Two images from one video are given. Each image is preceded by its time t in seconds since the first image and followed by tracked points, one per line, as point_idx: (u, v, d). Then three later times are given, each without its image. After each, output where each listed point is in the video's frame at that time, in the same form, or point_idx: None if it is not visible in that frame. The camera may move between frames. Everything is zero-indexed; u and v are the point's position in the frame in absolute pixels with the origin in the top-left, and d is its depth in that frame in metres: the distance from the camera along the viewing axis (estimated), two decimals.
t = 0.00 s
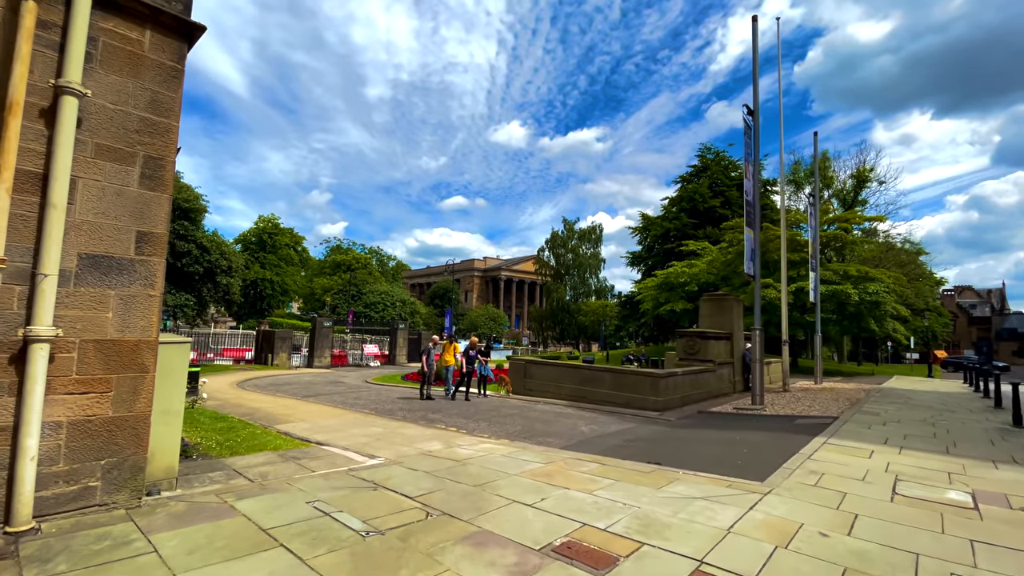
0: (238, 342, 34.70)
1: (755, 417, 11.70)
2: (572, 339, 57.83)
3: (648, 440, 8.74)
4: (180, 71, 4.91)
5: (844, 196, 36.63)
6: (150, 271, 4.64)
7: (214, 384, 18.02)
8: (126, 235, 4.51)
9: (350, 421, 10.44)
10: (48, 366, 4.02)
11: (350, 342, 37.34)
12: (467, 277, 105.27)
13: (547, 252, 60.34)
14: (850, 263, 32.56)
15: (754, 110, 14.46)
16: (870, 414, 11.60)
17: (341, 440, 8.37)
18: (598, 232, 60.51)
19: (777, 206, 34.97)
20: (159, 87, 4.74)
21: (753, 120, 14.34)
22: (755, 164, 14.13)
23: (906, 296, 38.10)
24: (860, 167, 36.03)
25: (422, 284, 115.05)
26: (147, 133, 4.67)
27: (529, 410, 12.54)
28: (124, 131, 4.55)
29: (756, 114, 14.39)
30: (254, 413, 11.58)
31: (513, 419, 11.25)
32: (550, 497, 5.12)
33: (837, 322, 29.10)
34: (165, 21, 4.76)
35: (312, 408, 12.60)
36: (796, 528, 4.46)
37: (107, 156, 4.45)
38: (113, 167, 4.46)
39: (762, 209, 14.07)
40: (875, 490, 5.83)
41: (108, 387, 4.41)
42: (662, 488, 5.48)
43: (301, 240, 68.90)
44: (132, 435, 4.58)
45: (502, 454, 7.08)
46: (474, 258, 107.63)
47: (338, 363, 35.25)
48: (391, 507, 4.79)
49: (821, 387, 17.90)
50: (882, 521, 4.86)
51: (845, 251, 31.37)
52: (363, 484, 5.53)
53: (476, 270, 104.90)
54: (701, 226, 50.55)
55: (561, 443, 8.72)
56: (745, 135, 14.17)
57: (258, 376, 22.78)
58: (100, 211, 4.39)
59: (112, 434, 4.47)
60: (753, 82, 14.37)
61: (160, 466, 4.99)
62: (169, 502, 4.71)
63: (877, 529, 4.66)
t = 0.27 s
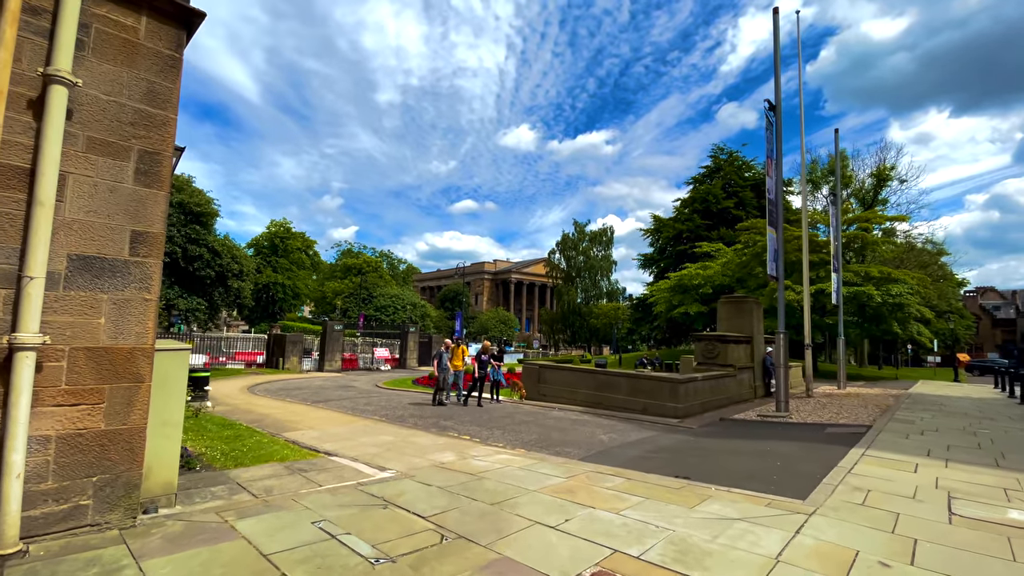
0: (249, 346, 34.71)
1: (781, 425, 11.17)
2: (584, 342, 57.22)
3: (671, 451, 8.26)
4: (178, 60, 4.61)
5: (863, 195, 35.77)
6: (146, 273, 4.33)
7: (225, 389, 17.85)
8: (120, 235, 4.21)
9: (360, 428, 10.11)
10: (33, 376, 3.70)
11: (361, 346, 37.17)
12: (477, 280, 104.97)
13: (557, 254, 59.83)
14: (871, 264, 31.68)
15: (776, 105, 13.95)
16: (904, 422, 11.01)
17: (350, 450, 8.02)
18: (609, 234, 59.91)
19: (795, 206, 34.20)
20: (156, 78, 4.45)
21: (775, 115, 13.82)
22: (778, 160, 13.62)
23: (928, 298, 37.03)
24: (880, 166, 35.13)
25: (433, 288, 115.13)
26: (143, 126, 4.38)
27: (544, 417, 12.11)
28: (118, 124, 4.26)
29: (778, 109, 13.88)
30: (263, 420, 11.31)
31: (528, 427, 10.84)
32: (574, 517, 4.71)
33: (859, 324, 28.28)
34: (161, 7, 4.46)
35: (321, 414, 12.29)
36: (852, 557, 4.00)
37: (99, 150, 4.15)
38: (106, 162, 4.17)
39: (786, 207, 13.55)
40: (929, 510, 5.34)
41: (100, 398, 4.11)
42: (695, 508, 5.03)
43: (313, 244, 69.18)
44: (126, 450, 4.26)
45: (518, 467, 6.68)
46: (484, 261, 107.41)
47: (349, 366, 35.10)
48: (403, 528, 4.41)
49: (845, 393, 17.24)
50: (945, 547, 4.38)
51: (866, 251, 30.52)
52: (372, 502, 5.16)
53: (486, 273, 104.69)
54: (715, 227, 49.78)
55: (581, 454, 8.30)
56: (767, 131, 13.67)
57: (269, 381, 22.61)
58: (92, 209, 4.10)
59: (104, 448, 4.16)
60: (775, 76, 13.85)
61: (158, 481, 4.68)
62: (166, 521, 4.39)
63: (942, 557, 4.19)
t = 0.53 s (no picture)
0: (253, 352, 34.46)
1: (800, 436, 10.73)
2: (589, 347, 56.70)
3: (689, 465, 7.85)
4: (166, 49, 4.29)
5: (873, 198, 35.28)
6: (129, 278, 3.99)
7: (226, 396, 17.54)
8: (100, 237, 3.88)
9: (362, 439, 9.75)
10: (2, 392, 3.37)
11: (364, 352, 36.86)
12: (481, 285, 104.66)
13: (562, 259, 59.47)
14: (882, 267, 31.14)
15: (789, 104, 13.59)
16: (930, 433, 10.54)
17: (352, 464, 7.65)
18: (614, 239, 59.52)
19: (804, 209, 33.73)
20: (141, 68, 4.13)
21: (789, 115, 13.46)
22: (793, 161, 13.25)
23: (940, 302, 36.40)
24: (890, 168, 34.65)
25: (437, 293, 114.92)
26: (127, 119, 4.06)
27: (553, 427, 11.71)
28: (99, 117, 3.94)
29: (792, 108, 13.52)
30: (263, 430, 10.96)
31: (537, 438, 10.44)
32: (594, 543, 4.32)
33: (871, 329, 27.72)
34: None
35: (323, 423, 11.92)
36: None
37: (79, 145, 3.83)
38: (86, 158, 3.84)
39: (800, 209, 13.17)
40: (977, 535, 4.92)
41: (77, 415, 3.76)
42: (724, 533, 4.63)
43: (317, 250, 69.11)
44: (105, 472, 3.91)
45: (529, 484, 6.29)
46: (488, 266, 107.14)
47: (353, 372, 34.77)
48: (407, 557, 4.03)
49: (862, 401, 16.73)
50: None
51: (877, 254, 29.98)
52: (375, 524, 4.79)
53: (490, 278, 104.41)
54: (721, 231, 49.35)
55: (594, 468, 7.89)
56: (780, 131, 13.31)
57: (272, 387, 22.31)
58: (70, 209, 3.77)
59: (82, 470, 3.81)
60: (788, 75, 13.51)
61: (141, 504, 4.33)
62: (150, 549, 4.03)
63: None
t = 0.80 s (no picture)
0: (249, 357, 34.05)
1: (812, 445, 10.33)
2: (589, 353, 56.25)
3: (700, 477, 7.44)
4: (139, 25, 3.93)
5: (875, 203, 35.00)
6: (96, 276, 3.62)
7: (219, 403, 17.10)
8: (62, 229, 3.51)
9: (357, 449, 9.33)
10: None
11: (363, 357, 36.43)
12: (480, 290, 104.27)
13: (562, 264, 59.13)
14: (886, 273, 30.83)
15: (797, 104, 13.29)
16: (947, 441, 10.16)
17: (345, 477, 7.22)
18: (614, 244, 59.22)
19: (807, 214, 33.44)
20: (110, 45, 3.78)
21: (796, 116, 13.15)
22: (801, 163, 12.93)
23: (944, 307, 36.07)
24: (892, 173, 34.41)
25: (436, 298, 114.56)
26: (94, 101, 3.71)
27: (556, 436, 11.31)
28: (62, 98, 3.59)
29: (800, 109, 13.23)
30: (255, 439, 10.53)
31: (539, 448, 10.03)
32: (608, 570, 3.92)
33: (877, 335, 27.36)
34: None
35: (317, 432, 11.50)
36: None
37: (37, 128, 3.47)
38: (46, 142, 3.49)
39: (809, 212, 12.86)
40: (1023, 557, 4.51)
41: (34, 428, 3.37)
42: (749, 556, 4.22)
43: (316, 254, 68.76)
44: (64, 492, 3.49)
45: (533, 500, 5.88)
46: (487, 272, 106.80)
47: (350, 378, 34.30)
48: None
49: (871, 409, 16.35)
50: None
51: (881, 259, 29.65)
52: (366, 548, 4.37)
53: (489, 283, 103.99)
54: (722, 236, 49.11)
55: (600, 481, 7.49)
56: (788, 132, 13.01)
57: (267, 393, 21.87)
58: (29, 199, 3.41)
59: (38, 490, 3.40)
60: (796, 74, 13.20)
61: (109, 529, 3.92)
62: None
63: None
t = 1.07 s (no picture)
0: (241, 363, 33.47)
1: (823, 455, 9.94)
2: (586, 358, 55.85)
3: (711, 493, 7.03)
4: None
5: (873, 208, 34.88)
6: (43, 279, 3.21)
7: (208, 411, 16.55)
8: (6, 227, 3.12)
9: (348, 463, 8.86)
10: None
11: (357, 363, 35.89)
12: (476, 295, 103.77)
13: (558, 269, 58.80)
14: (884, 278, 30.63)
15: (801, 105, 13.01)
16: (962, 451, 9.79)
17: (334, 495, 6.76)
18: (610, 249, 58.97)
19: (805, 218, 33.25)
20: (69, 19, 3.38)
21: (801, 116, 12.86)
22: (806, 165, 12.64)
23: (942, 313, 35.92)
24: (890, 178, 34.34)
25: (432, 302, 114.03)
26: (48, 81, 3.31)
27: (556, 446, 10.86)
28: (12, 78, 3.19)
29: (804, 109, 12.95)
30: (241, 451, 10.04)
31: (539, 459, 9.59)
32: None
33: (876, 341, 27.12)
34: None
35: (307, 443, 11.01)
36: None
37: None
38: None
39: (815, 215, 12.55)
40: None
41: None
42: None
43: (310, 259, 68.15)
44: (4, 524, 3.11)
45: (536, 522, 5.45)
46: (483, 276, 106.34)
47: (344, 385, 33.72)
48: None
49: (876, 416, 16.00)
50: None
51: (880, 264, 29.46)
52: None
53: (485, 288, 103.52)
54: (719, 241, 48.96)
55: (606, 497, 7.06)
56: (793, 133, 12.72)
57: (258, 401, 21.28)
58: None
59: None
60: (801, 74, 12.93)
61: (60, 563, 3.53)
62: None
63: None
